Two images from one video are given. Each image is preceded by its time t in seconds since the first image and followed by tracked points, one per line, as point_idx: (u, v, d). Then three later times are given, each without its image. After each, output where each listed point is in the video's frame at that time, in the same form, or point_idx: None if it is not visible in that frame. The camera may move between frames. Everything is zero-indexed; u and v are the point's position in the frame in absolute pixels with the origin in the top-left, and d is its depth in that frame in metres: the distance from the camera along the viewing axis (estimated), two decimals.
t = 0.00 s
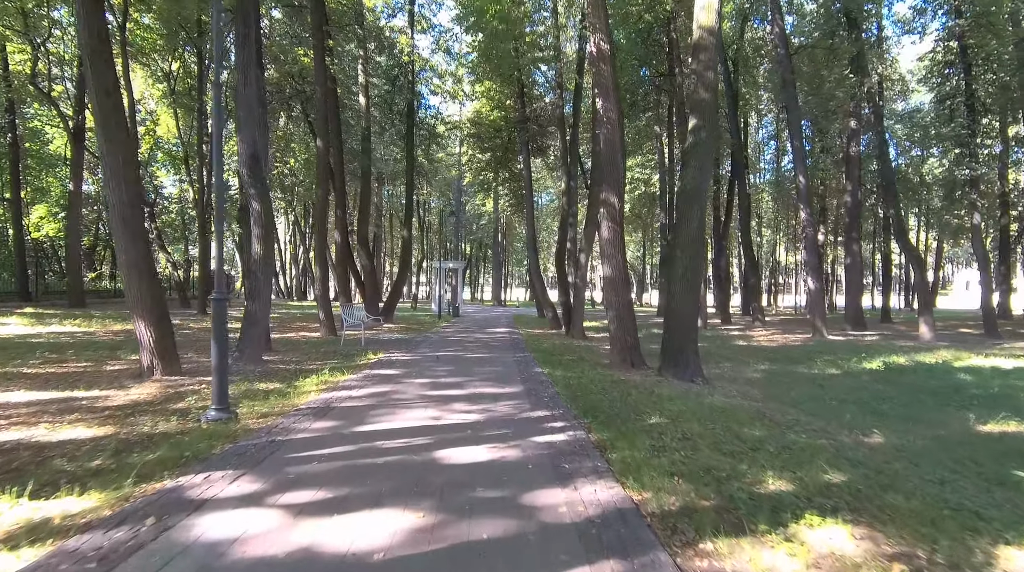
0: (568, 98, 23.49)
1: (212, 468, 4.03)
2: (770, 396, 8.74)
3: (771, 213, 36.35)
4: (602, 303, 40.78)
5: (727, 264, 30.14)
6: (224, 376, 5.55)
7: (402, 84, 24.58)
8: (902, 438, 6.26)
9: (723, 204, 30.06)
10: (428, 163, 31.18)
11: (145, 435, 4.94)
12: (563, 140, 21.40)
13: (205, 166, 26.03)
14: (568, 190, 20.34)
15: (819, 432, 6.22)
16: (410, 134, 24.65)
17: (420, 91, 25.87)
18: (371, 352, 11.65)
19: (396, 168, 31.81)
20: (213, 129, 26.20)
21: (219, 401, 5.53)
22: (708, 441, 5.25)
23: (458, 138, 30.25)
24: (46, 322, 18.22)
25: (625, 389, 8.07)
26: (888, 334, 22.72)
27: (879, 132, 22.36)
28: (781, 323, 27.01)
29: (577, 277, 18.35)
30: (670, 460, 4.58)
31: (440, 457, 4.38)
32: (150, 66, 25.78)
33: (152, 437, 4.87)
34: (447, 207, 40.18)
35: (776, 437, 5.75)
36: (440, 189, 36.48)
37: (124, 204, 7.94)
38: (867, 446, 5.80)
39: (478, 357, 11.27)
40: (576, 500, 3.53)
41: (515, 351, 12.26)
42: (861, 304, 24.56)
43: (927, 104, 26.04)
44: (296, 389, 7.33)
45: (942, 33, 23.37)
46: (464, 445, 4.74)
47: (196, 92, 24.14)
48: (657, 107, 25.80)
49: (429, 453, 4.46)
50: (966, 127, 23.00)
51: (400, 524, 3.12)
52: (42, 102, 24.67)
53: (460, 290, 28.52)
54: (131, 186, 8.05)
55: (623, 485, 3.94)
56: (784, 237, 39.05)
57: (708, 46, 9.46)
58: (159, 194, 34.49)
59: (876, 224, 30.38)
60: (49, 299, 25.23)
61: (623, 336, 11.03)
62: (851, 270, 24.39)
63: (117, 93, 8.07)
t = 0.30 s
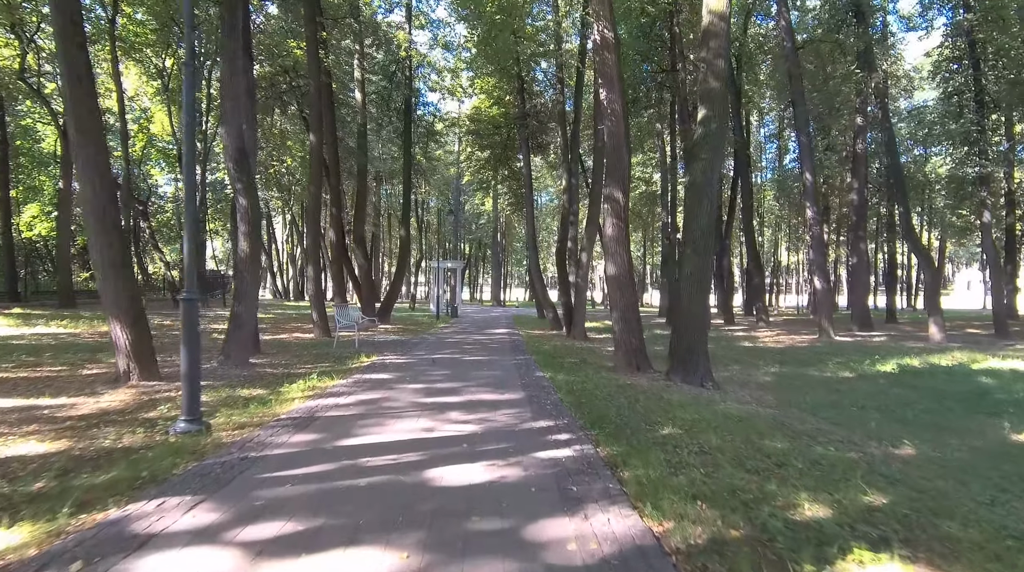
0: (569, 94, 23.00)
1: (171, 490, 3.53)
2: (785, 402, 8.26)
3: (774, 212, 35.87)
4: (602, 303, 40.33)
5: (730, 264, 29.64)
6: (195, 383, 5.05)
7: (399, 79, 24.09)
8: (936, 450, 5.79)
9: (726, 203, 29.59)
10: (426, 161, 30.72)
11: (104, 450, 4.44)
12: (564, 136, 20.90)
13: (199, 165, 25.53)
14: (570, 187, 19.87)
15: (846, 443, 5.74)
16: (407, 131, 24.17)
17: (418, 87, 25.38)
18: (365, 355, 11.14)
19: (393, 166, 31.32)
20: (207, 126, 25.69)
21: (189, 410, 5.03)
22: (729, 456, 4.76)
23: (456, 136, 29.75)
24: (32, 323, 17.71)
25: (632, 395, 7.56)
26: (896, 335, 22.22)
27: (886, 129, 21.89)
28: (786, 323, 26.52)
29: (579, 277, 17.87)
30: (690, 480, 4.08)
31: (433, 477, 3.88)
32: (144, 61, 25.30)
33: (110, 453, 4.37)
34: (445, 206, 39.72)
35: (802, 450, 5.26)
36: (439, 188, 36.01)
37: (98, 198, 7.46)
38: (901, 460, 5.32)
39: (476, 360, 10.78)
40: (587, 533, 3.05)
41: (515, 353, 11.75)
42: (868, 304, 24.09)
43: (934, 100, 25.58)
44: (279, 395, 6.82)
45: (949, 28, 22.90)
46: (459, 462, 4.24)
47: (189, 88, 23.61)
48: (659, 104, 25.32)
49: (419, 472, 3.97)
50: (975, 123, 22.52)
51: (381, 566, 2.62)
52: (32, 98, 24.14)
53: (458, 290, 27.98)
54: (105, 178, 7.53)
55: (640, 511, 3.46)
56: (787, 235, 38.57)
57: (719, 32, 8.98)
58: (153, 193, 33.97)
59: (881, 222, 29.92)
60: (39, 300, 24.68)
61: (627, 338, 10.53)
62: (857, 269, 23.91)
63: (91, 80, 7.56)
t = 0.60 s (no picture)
0: (570, 90, 22.59)
1: (119, 524, 3.05)
2: (804, 409, 7.78)
3: (777, 212, 35.41)
4: (603, 304, 39.81)
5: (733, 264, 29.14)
6: (162, 394, 4.58)
7: (397, 75, 23.67)
8: (977, 465, 5.32)
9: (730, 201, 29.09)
10: (424, 159, 30.22)
11: (55, 471, 3.97)
12: (566, 132, 20.39)
13: (193, 163, 25.09)
14: (571, 185, 19.39)
15: (880, 458, 5.27)
16: (405, 128, 23.66)
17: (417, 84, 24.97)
18: (358, 358, 10.64)
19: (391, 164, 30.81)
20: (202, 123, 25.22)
21: (156, 423, 4.55)
22: (755, 476, 4.28)
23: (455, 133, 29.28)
24: (19, 324, 17.19)
25: (641, 403, 7.07)
26: (904, 336, 21.73)
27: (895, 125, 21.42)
28: (790, 324, 26.03)
29: (581, 276, 17.37)
30: (717, 507, 3.61)
31: (425, 505, 3.40)
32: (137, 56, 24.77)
33: (62, 475, 3.90)
34: (445, 205, 39.21)
35: (835, 468, 4.78)
36: (437, 187, 35.52)
37: (73, 193, 6.99)
38: (942, 479, 4.85)
39: (475, 363, 10.30)
40: None
41: (515, 356, 11.26)
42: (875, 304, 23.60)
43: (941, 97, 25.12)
44: (260, 404, 6.34)
45: (956, 24, 22.37)
46: (453, 486, 3.76)
47: (182, 85, 23.18)
48: (661, 101, 24.94)
49: (409, 498, 3.49)
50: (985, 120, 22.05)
51: None
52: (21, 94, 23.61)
53: (457, 290, 27.46)
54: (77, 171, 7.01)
55: (664, 548, 2.99)
56: (790, 235, 38.09)
57: (732, 17, 8.48)
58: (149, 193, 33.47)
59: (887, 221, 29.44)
60: (29, 301, 24.17)
61: (633, 340, 10.03)
62: (864, 269, 23.43)
63: (63, 67, 7.04)
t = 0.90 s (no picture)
0: (571, 86, 22.14)
1: None
2: (826, 418, 7.29)
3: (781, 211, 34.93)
4: (605, 305, 39.29)
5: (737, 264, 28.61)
6: (122, 406, 4.09)
7: (394, 71, 23.18)
8: None
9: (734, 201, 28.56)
10: (423, 157, 29.74)
11: None
12: (567, 129, 19.92)
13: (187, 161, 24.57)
14: (574, 183, 18.91)
15: (923, 478, 4.77)
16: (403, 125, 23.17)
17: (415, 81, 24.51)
18: (351, 362, 10.12)
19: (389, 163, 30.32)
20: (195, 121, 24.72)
21: (114, 439, 4.05)
22: (791, 501, 3.78)
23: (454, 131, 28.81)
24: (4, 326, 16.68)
25: (653, 412, 6.56)
26: (914, 338, 21.25)
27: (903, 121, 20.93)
28: (796, 325, 25.53)
29: (583, 276, 16.88)
30: (753, 541, 3.11)
31: (414, 545, 2.89)
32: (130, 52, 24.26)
33: None
34: (444, 205, 38.72)
35: (876, 488, 4.27)
36: (436, 186, 35.02)
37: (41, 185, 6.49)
38: (995, 503, 4.36)
39: (474, 368, 9.80)
40: None
41: (516, 360, 10.75)
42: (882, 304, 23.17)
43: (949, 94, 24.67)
44: (240, 414, 5.83)
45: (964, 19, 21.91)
46: (448, 516, 3.26)
47: (176, 82, 22.69)
48: (664, 98, 24.51)
49: (395, 535, 2.99)
50: (996, 116, 21.59)
51: None
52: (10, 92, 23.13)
53: (457, 291, 26.98)
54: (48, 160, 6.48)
55: None
56: (794, 235, 37.61)
57: None
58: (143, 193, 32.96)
59: (893, 221, 28.95)
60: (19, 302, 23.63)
61: (640, 343, 9.51)
62: (872, 269, 22.95)
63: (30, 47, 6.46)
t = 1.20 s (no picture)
0: (573, 82, 21.62)
1: None
2: (850, 427, 6.81)
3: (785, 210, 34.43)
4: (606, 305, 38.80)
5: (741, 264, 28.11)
6: (68, 422, 3.62)
7: (391, 67, 22.67)
8: None
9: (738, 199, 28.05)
10: (421, 155, 29.25)
11: None
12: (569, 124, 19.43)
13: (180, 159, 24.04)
14: (575, 180, 18.41)
15: (972, 500, 4.29)
16: (401, 121, 22.67)
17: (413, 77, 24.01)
18: (343, 366, 9.62)
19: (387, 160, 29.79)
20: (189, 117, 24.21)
21: (58, 460, 3.58)
22: (835, 532, 3.30)
23: (453, 128, 28.27)
24: None
25: (665, 422, 6.07)
26: (923, 339, 20.80)
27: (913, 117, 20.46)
28: (801, 325, 25.08)
29: (585, 276, 16.39)
30: None
31: None
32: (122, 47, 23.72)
33: None
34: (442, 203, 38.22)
35: (925, 515, 3.79)
36: (435, 184, 34.52)
37: (8, 173, 5.96)
38: None
39: (473, 372, 9.32)
40: None
41: (517, 363, 10.26)
42: (890, 305, 22.71)
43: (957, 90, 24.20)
44: (215, 425, 5.33)
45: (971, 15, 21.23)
46: (438, 556, 2.78)
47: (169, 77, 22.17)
48: (666, 93, 24.01)
49: None
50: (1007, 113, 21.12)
51: None
52: None
53: (455, 291, 26.50)
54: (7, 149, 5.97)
55: None
56: (797, 234, 37.14)
57: None
58: (138, 192, 32.45)
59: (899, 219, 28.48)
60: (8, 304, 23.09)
61: (647, 347, 9.02)
62: (879, 269, 22.49)
63: None
